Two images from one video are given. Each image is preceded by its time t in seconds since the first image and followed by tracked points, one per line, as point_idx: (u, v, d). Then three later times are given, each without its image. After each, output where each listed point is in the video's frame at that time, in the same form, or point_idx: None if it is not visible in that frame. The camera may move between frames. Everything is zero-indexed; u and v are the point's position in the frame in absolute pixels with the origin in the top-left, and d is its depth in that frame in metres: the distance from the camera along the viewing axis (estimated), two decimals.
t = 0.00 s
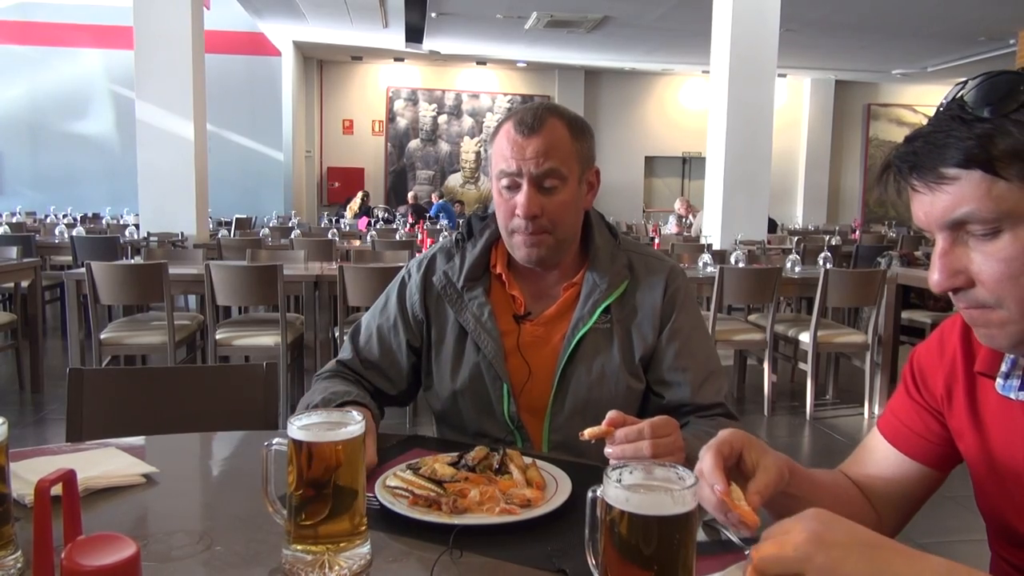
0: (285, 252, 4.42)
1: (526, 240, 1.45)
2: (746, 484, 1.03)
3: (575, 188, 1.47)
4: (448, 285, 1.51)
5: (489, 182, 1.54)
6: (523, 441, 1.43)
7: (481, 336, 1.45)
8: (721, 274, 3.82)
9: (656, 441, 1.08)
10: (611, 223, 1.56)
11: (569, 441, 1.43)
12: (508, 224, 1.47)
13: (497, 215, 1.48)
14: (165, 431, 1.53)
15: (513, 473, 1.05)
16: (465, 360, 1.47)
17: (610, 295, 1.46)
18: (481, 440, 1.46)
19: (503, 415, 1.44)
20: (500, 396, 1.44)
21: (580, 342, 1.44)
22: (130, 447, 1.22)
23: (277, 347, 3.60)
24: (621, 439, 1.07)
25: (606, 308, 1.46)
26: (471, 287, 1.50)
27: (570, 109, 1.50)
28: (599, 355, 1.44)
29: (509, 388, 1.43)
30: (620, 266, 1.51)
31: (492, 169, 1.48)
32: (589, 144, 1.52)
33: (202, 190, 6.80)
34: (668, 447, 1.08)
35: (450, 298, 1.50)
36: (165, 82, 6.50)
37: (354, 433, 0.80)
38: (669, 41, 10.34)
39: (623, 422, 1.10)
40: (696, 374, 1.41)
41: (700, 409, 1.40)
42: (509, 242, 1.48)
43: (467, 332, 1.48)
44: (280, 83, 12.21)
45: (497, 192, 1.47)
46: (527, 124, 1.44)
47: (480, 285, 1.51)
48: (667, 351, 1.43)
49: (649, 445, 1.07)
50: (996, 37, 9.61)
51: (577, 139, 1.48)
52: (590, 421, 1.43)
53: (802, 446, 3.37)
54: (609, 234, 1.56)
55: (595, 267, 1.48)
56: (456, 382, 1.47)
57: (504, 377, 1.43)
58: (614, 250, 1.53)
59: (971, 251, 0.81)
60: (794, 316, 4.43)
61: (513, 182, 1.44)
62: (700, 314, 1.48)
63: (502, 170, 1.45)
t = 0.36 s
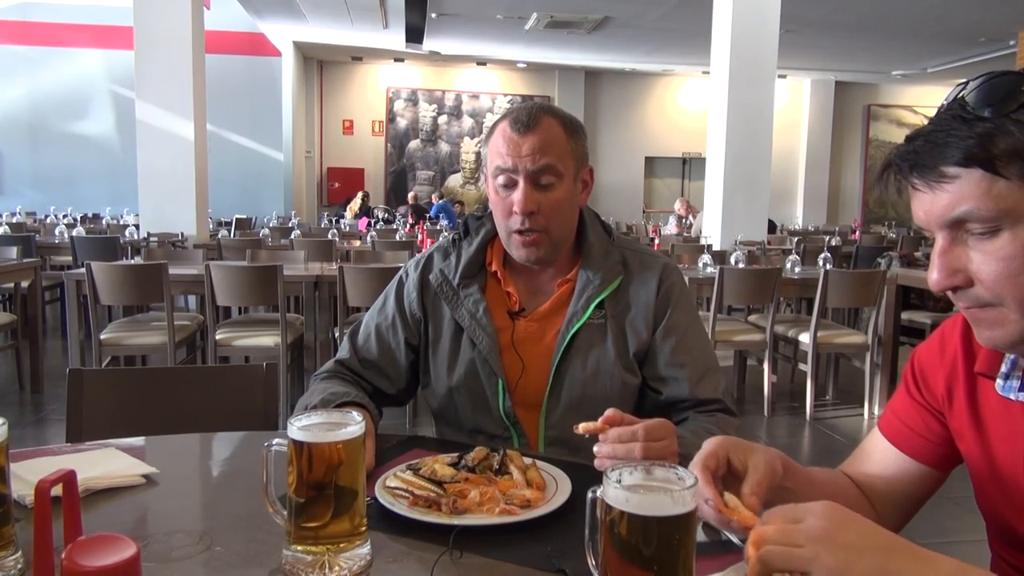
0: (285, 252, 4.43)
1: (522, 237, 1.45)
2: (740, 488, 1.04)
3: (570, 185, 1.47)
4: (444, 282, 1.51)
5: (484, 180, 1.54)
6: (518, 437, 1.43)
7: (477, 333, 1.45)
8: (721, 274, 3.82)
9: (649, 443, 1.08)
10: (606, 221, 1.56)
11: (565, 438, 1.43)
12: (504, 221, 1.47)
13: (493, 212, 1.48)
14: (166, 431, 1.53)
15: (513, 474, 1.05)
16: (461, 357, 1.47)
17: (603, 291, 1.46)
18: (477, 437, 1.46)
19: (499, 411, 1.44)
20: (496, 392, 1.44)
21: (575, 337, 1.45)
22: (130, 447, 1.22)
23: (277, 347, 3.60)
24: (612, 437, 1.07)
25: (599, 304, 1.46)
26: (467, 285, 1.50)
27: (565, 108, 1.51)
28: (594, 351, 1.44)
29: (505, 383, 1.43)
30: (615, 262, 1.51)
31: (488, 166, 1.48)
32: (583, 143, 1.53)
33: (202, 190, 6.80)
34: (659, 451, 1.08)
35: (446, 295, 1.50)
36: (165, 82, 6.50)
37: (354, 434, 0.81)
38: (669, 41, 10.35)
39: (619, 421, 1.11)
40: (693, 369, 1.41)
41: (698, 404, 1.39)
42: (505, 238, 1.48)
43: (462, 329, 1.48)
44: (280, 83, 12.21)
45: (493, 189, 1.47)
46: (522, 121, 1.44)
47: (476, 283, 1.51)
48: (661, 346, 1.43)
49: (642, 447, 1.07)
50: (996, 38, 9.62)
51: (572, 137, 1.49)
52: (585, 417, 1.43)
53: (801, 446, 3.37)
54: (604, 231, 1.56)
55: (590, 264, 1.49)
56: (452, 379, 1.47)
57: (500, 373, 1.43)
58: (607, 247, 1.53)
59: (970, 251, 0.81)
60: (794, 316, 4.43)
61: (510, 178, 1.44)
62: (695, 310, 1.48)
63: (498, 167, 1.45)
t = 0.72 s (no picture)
0: (285, 253, 4.43)
1: (523, 236, 1.45)
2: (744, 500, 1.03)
3: (571, 185, 1.47)
4: (444, 281, 1.51)
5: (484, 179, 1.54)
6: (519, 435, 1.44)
7: (480, 332, 1.45)
8: (721, 274, 3.82)
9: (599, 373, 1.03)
10: (606, 221, 1.56)
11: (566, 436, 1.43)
12: (505, 222, 1.46)
13: (493, 212, 1.48)
14: (166, 431, 1.53)
15: (513, 475, 1.05)
16: (461, 355, 1.47)
17: (603, 290, 1.46)
18: (478, 436, 1.46)
19: (501, 411, 1.44)
20: (498, 391, 1.44)
21: (576, 336, 1.45)
22: (131, 447, 1.23)
23: (277, 348, 3.60)
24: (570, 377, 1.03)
25: (599, 303, 1.46)
26: (469, 284, 1.50)
27: (566, 109, 1.51)
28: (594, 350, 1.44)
29: (508, 383, 1.43)
30: (615, 261, 1.51)
31: (488, 167, 1.48)
32: (584, 143, 1.53)
33: (202, 191, 6.81)
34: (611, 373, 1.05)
35: (447, 294, 1.50)
36: (165, 83, 6.51)
37: (354, 434, 0.81)
38: (669, 42, 10.36)
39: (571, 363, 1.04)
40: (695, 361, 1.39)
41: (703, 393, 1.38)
42: (505, 238, 1.48)
43: (464, 328, 1.48)
44: (280, 84, 12.22)
45: (493, 190, 1.47)
46: (523, 122, 1.44)
47: (477, 282, 1.51)
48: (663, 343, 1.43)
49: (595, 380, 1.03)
50: (996, 39, 9.62)
51: (572, 137, 1.49)
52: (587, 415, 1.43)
53: (801, 447, 3.37)
54: (605, 230, 1.56)
55: (590, 264, 1.48)
56: (455, 378, 1.47)
57: (501, 372, 1.43)
58: (607, 246, 1.53)
59: (974, 252, 0.81)
60: (794, 317, 4.43)
61: (510, 179, 1.44)
62: (698, 308, 1.47)
63: (499, 167, 1.45)
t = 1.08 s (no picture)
0: (285, 253, 4.43)
1: (520, 235, 1.44)
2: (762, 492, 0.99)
3: (569, 183, 1.47)
4: (442, 281, 1.51)
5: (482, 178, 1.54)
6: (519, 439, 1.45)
7: (480, 335, 1.45)
8: (721, 275, 3.82)
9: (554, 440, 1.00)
10: (603, 223, 1.56)
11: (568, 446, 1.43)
12: (502, 219, 1.46)
13: (489, 209, 1.48)
14: (164, 431, 1.53)
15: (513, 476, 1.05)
16: (459, 358, 1.48)
17: (598, 292, 1.46)
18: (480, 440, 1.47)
19: (501, 416, 1.45)
20: (499, 398, 1.44)
21: (569, 339, 1.44)
22: (130, 448, 1.22)
23: (277, 348, 3.60)
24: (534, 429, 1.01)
25: (594, 305, 1.46)
26: (468, 286, 1.50)
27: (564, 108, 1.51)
28: (588, 351, 1.44)
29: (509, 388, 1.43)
30: (611, 262, 1.50)
31: (486, 164, 1.49)
32: (583, 142, 1.53)
33: (202, 191, 6.81)
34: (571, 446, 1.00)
35: (446, 295, 1.50)
36: (165, 84, 6.51)
37: (353, 434, 0.81)
38: (668, 42, 10.37)
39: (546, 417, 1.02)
40: (672, 362, 1.38)
41: (681, 393, 1.36)
42: (502, 236, 1.47)
43: (464, 331, 1.48)
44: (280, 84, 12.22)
45: (490, 187, 1.47)
46: (520, 118, 1.45)
47: (477, 284, 1.51)
48: (652, 344, 1.41)
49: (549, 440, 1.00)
50: (996, 39, 9.62)
51: (571, 135, 1.49)
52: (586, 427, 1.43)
53: (801, 447, 3.37)
54: (602, 230, 1.56)
55: (584, 266, 1.48)
56: (453, 382, 1.47)
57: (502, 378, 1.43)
58: (603, 247, 1.52)
59: (982, 253, 0.81)
60: (793, 317, 4.43)
61: (507, 174, 1.45)
62: (691, 307, 1.46)
63: (496, 163, 1.45)
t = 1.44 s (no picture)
0: (284, 254, 4.42)
1: (519, 238, 1.45)
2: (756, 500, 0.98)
3: (570, 186, 1.47)
4: (441, 285, 1.51)
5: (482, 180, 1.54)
6: (521, 443, 1.45)
7: (479, 339, 1.45)
8: (721, 275, 3.82)
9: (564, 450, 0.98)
10: (603, 225, 1.56)
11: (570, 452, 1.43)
12: (502, 223, 1.46)
13: (489, 211, 1.48)
14: (164, 431, 1.53)
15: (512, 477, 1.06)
16: (459, 363, 1.48)
17: (597, 296, 1.46)
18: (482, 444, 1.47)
19: (502, 421, 1.45)
20: (501, 402, 1.45)
21: (569, 343, 1.44)
22: (129, 450, 1.22)
23: (277, 350, 3.60)
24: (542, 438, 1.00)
25: (594, 309, 1.46)
26: (467, 289, 1.50)
27: (565, 110, 1.51)
28: (588, 355, 1.44)
29: (510, 393, 1.44)
30: (610, 264, 1.50)
31: (486, 166, 1.48)
32: (584, 144, 1.53)
33: (202, 193, 6.81)
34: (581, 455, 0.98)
35: (444, 299, 1.50)
36: (164, 86, 6.51)
37: (352, 435, 0.81)
38: (667, 43, 10.38)
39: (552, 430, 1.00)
40: (673, 367, 1.38)
41: (682, 397, 1.36)
42: (502, 239, 1.47)
43: (463, 335, 1.48)
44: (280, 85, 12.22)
45: (490, 190, 1.47)
46: (521, 120, 1.44)
47: (475, 288, 1.51)
48: (652, 348, 1.42)
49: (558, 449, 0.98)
50: (995, 39, 9.63)
51: (572, 137, 1.49)
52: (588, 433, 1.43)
53: (800, 447, 3.37)
54: (601, 233, 1.56)
55: (584, 269, 1.48)
56: (453, 386, 1.47)
57: (505, 383, 1.43)
58: (602, 249, 1.52)
59: (977, 256, 0.81)
60: (792, 317, 4.43)
61: (508, 177, 1.45)
62: (692, 309, 1.46)
63: (497, 165, 1.45)
